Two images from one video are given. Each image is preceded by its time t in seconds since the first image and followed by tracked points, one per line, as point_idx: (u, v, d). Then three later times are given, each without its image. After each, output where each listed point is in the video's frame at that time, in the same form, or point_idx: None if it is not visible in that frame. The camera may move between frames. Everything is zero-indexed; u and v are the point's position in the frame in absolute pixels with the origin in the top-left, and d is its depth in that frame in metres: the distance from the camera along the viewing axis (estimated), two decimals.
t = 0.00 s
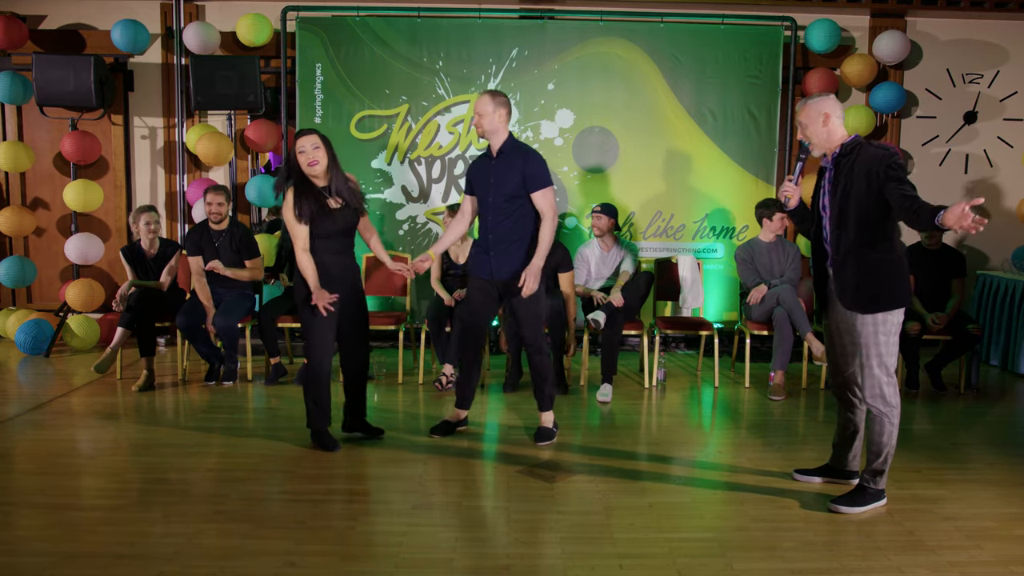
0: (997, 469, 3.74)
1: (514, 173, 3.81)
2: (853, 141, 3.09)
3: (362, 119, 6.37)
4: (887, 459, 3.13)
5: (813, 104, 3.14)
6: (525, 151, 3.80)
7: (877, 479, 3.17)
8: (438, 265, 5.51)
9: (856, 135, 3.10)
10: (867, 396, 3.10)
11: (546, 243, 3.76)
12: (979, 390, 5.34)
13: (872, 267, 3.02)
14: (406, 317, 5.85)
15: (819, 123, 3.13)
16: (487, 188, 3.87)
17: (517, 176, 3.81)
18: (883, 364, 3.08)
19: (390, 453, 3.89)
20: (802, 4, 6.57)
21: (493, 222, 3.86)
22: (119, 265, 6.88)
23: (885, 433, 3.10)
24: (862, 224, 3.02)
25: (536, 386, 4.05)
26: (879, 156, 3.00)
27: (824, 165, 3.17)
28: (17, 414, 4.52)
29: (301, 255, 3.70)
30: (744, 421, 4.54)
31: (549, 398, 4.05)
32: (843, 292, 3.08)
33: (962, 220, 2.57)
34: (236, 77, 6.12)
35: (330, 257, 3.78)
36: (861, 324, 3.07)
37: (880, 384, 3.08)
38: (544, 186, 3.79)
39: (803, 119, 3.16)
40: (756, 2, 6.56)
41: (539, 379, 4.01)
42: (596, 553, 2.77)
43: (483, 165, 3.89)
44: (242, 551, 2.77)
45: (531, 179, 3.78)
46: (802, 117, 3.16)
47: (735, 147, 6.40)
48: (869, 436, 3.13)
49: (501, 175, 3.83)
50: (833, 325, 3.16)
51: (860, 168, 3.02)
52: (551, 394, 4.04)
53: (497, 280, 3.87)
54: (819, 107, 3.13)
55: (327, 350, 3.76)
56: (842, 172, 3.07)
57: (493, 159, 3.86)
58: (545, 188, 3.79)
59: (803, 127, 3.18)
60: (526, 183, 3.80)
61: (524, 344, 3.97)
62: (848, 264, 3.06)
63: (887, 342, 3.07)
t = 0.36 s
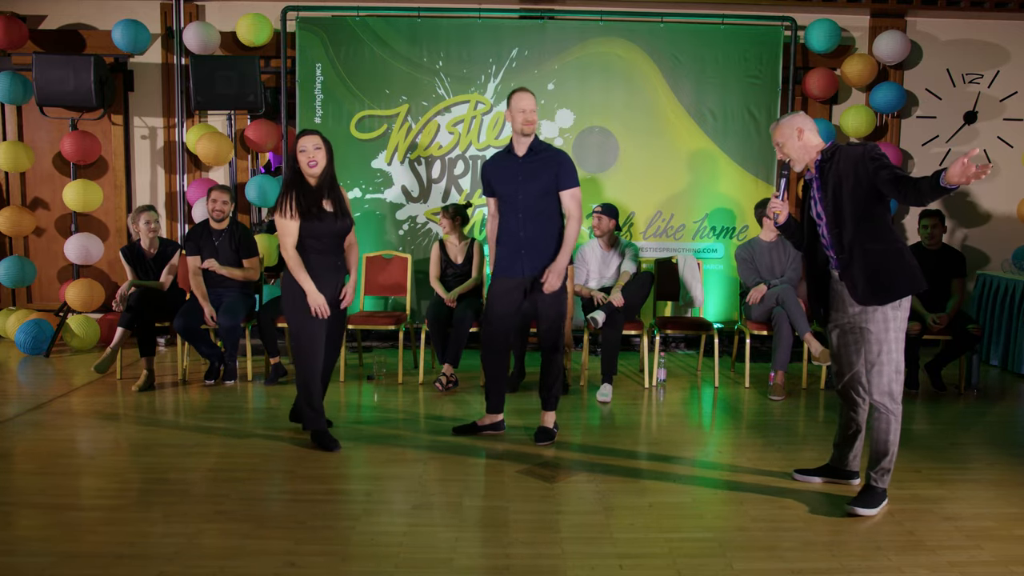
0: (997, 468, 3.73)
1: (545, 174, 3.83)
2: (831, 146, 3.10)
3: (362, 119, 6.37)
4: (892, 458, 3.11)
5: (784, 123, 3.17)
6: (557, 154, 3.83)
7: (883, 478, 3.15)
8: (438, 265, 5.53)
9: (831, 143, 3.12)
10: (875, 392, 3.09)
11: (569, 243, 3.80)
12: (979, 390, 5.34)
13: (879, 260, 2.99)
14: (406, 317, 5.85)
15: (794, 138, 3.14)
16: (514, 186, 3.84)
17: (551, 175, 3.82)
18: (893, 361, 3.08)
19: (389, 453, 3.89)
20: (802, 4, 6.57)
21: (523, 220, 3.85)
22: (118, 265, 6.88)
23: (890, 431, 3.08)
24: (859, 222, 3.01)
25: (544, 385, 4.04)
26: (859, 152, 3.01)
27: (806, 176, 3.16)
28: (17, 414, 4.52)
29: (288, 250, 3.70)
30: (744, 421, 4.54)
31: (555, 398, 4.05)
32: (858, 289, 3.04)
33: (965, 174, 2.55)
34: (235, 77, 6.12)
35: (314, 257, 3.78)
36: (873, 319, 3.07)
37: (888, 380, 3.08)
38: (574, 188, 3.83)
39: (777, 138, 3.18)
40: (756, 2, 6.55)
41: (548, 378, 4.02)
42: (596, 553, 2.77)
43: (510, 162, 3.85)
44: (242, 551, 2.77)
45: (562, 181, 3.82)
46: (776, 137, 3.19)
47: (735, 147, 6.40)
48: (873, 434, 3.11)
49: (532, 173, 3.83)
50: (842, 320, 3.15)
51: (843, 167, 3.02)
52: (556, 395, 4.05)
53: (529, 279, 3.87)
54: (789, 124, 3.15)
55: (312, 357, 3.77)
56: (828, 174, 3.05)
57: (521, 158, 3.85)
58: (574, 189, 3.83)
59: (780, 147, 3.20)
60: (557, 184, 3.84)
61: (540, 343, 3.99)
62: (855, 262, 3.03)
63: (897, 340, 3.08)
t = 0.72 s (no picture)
0: (997, 469, 3.73)
1: (563, 175, 3.85)
2: (850, 141, 3.08)
3: (362, 119, 6.37)
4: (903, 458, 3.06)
5: (810, 108, 3.14)
6: (568, 155, 3.86)
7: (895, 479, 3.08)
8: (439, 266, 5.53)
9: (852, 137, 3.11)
10: (877, 395, 3.03)
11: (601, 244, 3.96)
12: (979, 390, 5.34)
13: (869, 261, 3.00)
14: (406, 317, 5.85)
15: (818, 125, 3.12)
16: (532, 187, 3.82)
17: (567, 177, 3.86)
18: (891, 362, 3.02)
19: (390, 453, 3.89)
20: (802, 4, 6.57)
21: (543, 223, 3.83)
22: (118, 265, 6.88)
23: (899, 432, 3.02)
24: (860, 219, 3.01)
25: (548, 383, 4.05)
26: (875, 152, 2.99)
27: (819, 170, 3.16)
28: (17, 414, 4.52)
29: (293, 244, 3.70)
30: (744, 421, 4.54)
31: (558, 396, 4.06)
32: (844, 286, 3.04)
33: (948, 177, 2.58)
34: (235, 76, 6.12)
35: (310, 254, 3.80)
36: (866, 320, 3.03)
37: (889, 383, 3.01)
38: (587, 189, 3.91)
39: (800, 121, 3.16)
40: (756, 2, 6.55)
41: (554, 375, 4.02)
42: (597, 553, 2.77)
43: (527, 163, 3.84)
44: (241, 552, 2.77)
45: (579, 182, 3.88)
46: (800, 120, 3.16)
47: (735, 147, 6.40)
48: (882, 435, 3.06)
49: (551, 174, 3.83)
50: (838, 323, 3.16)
51: (853, 164, 3.02)
52: (557, 395, 4.05)
53: (549, 279, 3.88)
54: (816, 110, 3.12)
55: (308, 357, 3.82)
56: (840, 169, 3.05)
57: (537, 159, 3.84)
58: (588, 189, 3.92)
59: (800, 131, 3.18)
60: (574, 184, 3.88)
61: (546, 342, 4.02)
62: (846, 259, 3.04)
63: (894, 340, 3.02)
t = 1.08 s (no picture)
0: (997, 468, 3.73)
1: (569, 178, 3.85)
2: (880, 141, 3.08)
3: (362, 119, 6.37)
4: (903, 460, 3.05)
5: (865, 97, 3.07)
6: (575, 159, 3.87)
7: (895, 480, 3.08)
8: (440, 267, 5.54)
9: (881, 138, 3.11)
10: (876, 396, 3.01)
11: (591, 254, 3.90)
12: (979, 390, 5.34)
13: (875, 264, 3.00)
14: (406, 316, 5.85)
15: (864, 117, 3.06)
16: (539, 188, 3.82)
17: (573, 181, 3.85)
18: (890, 363, 3.01)
19: (389, 453, 3.89)
20: (802, 4, 6.57)
21: (549, 224, 3.84)
22: (118, 265, 6.88)
23: (899, 433, 3.02)
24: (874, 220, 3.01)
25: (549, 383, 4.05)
26: (900, 157, 2.98)
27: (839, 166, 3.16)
28: (17, 414, 4.52)
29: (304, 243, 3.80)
30: (744, 422, 4.54)
31: (559, 396, 4.05)
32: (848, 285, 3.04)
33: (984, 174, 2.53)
34: (235, 76, 6.12)
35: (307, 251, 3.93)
36: (866, 321, 3.03)
37: (888, 385, 3.00)
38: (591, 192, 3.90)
39: (851, 105, 3.07)
40: (756, 2, 6.55)
41: (555, 373, 4.02)
42: (597, 553, 2.77)
43: (533, 163, 3.82)
44: (240, 552, 2.77)
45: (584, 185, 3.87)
46: (851, 103, 3.07)
47: (735, 147, 6.40)
48: (883, 436, 3.05)
49: (555, 175, 3.82)
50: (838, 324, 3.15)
51: (875, 167, 3.01)
52: (558, 395, 4.05)
53: (553, 279, 3.88)
54: (870, 102, 3.06)
55: (306, 351, 3.97)
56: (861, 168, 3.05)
57: (544, 160, 3.83)
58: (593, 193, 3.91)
59: (845, 113, 3.10)
60: (579, 187, 3.88)
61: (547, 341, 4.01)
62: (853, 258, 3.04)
63: (893, 342, 3.02)
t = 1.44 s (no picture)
0: (997, 468, 3.73)
1: (566, 177, 3.83)
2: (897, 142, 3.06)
3: (362, 119, 6.37)
4: (905, 462, 3.05)
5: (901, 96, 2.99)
6: (576, 158, 3.84)
7: (896, 481, 3.09)
8: (440, 267, 5.54)
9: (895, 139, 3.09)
10: (882, 397, 3.01)
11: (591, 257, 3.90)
12: (979, 390, 5.33)
13: (889, 269, 3.00)
14: (406, 316, 5.85)
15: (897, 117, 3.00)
16: (533, 186, 3.84)
17: (570, 180, 3.83)
18: (897, 365, 3.00)
19: (389, 453, 3.89)
20: (802, 4, 6.57)
21: (539, 222, 3.85)
22: (118, 265, 6.88)
23: (902, 434, 3.01)
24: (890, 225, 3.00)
25: (550, 383, 4.04)
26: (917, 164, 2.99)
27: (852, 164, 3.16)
28: (17, 414, 4.52)
29: (317, 245, 3.85)
30: (744, 422, 4.54)
31: (558, 397, 4.04)
32: (859, 289, 3.03)
33: None
34: (235, 76, 6.12)
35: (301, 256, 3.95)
36: (874, 323, 3.01)
37: (894, 387, 3.00)
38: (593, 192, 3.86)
39: (895, 104, 2.96)
40: (756, 2, 6.55)
41: (555, 373, 4.02)
42: (597, 553, 2.77)
43: (530, 162, 3.85)
44: (240, 552, 2.77)
45: (584, 185, 3.84)
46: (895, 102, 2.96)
47: (736, 147, 6.40)
48: (886, 437, 3.04)
49: (552, 174, 3.82)
50: (846, 325, 3.13)
51: (893, 172, 3.00)
52: (558, 394, 4.04)
53: (544, 280, 3.89)
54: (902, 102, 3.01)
55: (300, 352, 4.01)
56: (879, 172, 3.03)
57: (541, 159, 3.85)
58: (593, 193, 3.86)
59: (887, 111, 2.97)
60: (577, 187, 3.85)
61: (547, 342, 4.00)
62: (867, 262, 3.03)
63: (900, 344, 3.00)
